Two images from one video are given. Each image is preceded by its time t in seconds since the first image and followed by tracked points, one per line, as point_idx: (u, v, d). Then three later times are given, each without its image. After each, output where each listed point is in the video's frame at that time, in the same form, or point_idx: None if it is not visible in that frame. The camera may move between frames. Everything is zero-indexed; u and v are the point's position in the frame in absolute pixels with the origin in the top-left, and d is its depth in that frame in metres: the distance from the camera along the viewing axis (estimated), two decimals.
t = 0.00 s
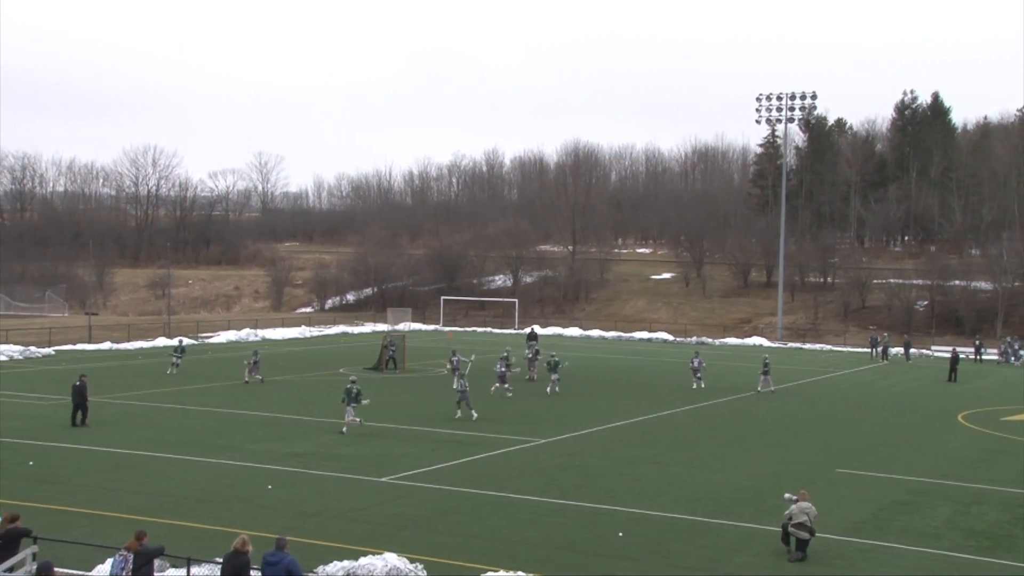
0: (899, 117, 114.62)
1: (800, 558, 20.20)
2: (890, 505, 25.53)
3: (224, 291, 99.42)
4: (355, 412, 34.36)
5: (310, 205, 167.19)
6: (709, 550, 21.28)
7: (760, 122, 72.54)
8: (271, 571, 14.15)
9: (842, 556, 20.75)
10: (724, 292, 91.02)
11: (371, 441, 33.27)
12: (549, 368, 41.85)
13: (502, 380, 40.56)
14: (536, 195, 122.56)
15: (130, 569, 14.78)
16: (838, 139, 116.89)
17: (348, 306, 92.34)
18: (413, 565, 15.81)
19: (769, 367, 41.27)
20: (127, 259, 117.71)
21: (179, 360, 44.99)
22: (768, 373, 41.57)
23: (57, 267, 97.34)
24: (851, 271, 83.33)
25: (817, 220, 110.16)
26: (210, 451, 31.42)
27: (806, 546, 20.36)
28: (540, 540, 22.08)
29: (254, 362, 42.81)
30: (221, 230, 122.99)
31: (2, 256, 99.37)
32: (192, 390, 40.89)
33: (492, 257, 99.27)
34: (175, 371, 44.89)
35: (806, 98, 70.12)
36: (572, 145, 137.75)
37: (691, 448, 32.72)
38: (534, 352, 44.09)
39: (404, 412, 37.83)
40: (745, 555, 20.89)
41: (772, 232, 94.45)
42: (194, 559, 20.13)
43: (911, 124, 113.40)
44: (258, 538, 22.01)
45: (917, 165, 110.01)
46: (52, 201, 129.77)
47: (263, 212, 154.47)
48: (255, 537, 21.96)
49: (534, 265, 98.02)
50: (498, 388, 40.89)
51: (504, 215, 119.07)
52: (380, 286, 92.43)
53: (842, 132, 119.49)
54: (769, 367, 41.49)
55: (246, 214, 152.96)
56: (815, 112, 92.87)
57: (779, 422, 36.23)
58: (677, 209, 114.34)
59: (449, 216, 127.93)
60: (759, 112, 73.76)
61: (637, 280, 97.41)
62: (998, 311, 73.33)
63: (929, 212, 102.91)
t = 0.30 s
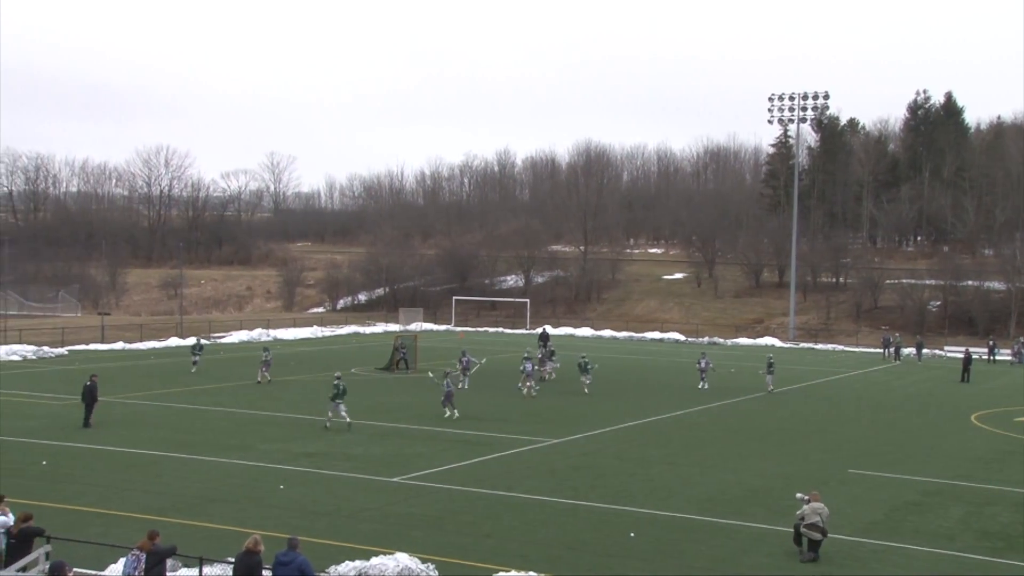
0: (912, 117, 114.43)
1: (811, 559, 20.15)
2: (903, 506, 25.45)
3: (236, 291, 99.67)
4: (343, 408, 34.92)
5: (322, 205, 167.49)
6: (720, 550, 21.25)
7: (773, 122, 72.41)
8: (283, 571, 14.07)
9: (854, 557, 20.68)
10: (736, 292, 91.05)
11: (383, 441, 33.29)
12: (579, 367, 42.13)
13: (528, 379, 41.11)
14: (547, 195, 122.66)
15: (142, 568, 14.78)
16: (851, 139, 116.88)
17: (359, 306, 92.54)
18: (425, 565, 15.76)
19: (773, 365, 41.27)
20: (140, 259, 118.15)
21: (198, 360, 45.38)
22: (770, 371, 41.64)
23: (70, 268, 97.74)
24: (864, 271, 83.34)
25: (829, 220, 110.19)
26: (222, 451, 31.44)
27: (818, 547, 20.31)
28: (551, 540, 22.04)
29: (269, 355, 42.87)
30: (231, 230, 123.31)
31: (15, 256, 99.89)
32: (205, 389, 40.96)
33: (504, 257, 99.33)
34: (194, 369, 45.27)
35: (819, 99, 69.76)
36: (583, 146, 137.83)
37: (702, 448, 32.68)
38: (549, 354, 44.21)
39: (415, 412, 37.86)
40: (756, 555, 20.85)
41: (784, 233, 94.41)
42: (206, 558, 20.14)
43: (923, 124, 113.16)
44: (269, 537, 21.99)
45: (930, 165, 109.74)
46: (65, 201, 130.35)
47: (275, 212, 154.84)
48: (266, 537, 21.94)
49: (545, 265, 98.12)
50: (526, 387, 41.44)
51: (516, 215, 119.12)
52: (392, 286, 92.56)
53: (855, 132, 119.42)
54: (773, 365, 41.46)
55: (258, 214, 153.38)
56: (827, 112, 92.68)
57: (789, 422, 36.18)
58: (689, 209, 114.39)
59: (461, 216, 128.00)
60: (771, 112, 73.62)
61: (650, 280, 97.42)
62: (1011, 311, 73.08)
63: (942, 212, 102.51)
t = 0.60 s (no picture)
0: (920, 117, 114.15)
1: (819, 560, 20.10)
2: (910, 506, 25.43)
3: (243, 291, 99.79)
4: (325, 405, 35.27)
5: (329, 205, 167.63)
6: (727, 551, 21.21)
7: (780, 122, 72.16)
8: (291, 571, 14.02)
9: (861, 558, 20.64)
10: (743, 292, 90.90)
11: (389, 441, 33.34)
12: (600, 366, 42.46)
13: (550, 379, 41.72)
14: (554, 195, 122.62)
15: (150, 568, 14.79)
16: (858, 139, 116.69)
17: (366, 306, 92.55)
18: (431, 565, 15.77)
19: (772, 365, 41.25)
20: (147, 259, 118.42)
21: (214, 360, 46.33)
22: (771, 372, 41.60)
23: (77, 268, 97.99)
24: (871, 271, 83.21)
25: (836, 220, 110.01)
26: (228, 451, 31.48)
27: (825, 548, 20.27)
28: (558, 540, 22.04)
29: (278, 354, 42.98)
30: (239, 230, 123.48)
31: (23, 256, 100.19)
32: (212, 389, 41.02)
33: (510, 258, 99.28)
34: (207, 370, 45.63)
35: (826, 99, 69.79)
36: (590, 145, 137.73)
37: (708, 448, 32.64)
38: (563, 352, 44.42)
39: (420, 412, 37.89)
40: (763, 556, 20.82)
41: (791, 233, 94.25)
42: (214, 557, 20.18)
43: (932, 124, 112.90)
44: (276, 537, 21.99)
45: (937, 165, 109.47)
46: (73, 201, 130.70)
47: (282, 212, 155.17)
48: (273, 537, 21.96)
49: (552, 265, 98.05)
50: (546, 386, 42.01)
51: (522, 215, 119.10)
52: (399, 287, 92.63)
53: (863, 132, 119.22)
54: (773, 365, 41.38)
55: (265, 214, 153.60)
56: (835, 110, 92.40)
57: (796, 422, 36.13)
58: (696, 209, 114.24)
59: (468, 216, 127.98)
60: (777, 113, 73.24)
61: (657, 280, 97.29)
62: (1020, 311, 72.76)
63: (951, 212, 102.06)
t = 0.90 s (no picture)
0: (922, 116, 114.02)
1: (821, 561, 20.08)
2: (913, 507, 25.40)
3: (245, 291, 99.85)
4: (306, 405, 35.49)
5: (331, 205, 167.66)
6: (730, 551, 21.19)
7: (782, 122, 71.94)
8: (293, 571, 14.02)
9: (864, 558, 20.61)
10: (745, 292, 90.80)
11: (391, 441, 33.34)
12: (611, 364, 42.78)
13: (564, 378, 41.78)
14: (556, 195, 122.63)
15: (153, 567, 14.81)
16: (860, 139, 116.60)
17: (368, 306, 92.55)
18: (433, 565, 15.78)
19: (768, 365, 41.21)
20: (149, 259, 118.58)
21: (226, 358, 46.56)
22: (768, 372, 41.55)
23: (80, 268, 98.07)
24: (873, 271, 83.14)
25: (839, 220, 109.94)
26: (230, 450, 31.48)
27: (827, 548, 20.25)
28: (560, 540, 22.03)
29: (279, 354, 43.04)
30: (241, 231, 123.55)
31: (26, 256, 100.34)
32: (214, 390, 41.02)
33: (512, 258, 99.27)
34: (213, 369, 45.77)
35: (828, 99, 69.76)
36: (592, 145, 137.64)
37: (710, 448, 32.63)
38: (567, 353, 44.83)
39: (422, 412, 37.88)
40: (765, 556, 20.81)
41: (793, 233, 94.30)
42: (217, 557, 20.18)
43: (934, 123, 112.80)
44: (278, 537, 22.01)
45: (940, 164, 109.34)
46: (76, 201, 130.87)
47: (285, 212, 155.31)
48: (276, 537, 21.98)
49: (554, 265, 98.03)
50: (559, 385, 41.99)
51: (524, 215, 119.04)
52: (401, 287, 92.66)
53: (865, 131, 119.10)
54: (770, 366, 41.27)
55: (268, 214, 153.65)
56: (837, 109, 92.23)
57: (798, 422, 36.11)
58: (698, 209, 114.18)
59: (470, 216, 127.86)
60: (779, 113, 73.03)
61: (658, 280, 97.22)
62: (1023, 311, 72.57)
63: (953, 211, 101.90)
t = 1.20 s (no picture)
0: (935, 115, 113.44)
1: (832, 561, 20.00)
2: (925, 507, 25.29)
3: (256, 291, 100.11)
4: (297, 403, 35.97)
5: (341, 205, 167.96)
6: (741, 551, 21.13)
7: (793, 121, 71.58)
8: (304, 570, 14.03)
9: (875, 559, 20.52)
10: (756, 292, 90.50)
11: (402, 441, 33.38)
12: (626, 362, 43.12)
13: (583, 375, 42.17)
14: (566, 195, 122.50)
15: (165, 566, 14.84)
16: (872, 138, 116.14)
17: (379, 306, 92.64)
18: (444, 564, 15.77)
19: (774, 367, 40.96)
20: (161, 259, 119.00)
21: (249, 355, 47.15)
22: (774, 373, 41.28)
23: (92, 268, 98.43)
24: (885, 271, 82.79)
25: (850, 220, 109.55)
26: (241, 450, 31.55)
27: (839, 549, 20.16)
28: (571, 540, 22.01)
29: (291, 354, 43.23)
30: (252, 231, 123.87)
31: (40, 256, 100.89)
32: (226, 389, 41.12)
33: (523, 257, 99.27)
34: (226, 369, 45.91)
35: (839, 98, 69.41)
36: (602, 145, 137.44)
37: (722, 448, 32.55)
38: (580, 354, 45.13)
39: (433, 412, 37.91)
40: (776, 556, 20.75)
41: (805, 232, 94.01)
42: (228, 556, 20.21)
43: (947, 122, 112.22)
44: (290, 536, 22.06)
45: (953, 164, 108.75)
46: (88, 201, 131.40)
47: (296, 212, 155.73)
48: (288, 536, 22.03)
49: (564, 265, 98.03)
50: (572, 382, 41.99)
51: (534, 215, 118.99)
52: (412, 286, 92.74)
53: (877, 130, 118.58)
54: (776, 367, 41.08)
55: (279, 213, 154.09)
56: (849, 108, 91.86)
57: (810, 422, 35.99)
58: (709, 209, 113.91)
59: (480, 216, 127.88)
60: (791, 112, 72.61)
61: (669, 280, 97.01)
62: None
63: (966, 211, 101.34)
